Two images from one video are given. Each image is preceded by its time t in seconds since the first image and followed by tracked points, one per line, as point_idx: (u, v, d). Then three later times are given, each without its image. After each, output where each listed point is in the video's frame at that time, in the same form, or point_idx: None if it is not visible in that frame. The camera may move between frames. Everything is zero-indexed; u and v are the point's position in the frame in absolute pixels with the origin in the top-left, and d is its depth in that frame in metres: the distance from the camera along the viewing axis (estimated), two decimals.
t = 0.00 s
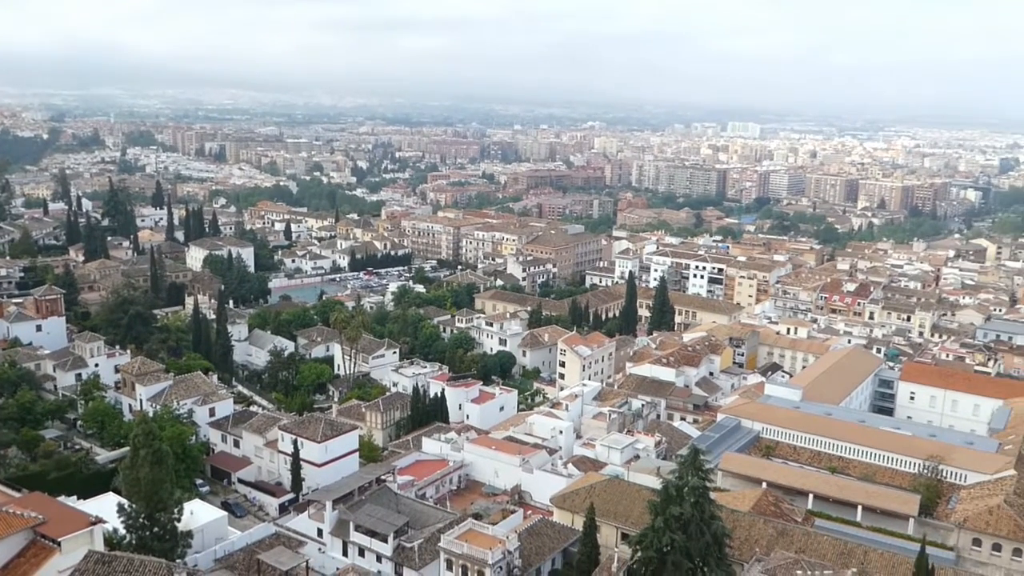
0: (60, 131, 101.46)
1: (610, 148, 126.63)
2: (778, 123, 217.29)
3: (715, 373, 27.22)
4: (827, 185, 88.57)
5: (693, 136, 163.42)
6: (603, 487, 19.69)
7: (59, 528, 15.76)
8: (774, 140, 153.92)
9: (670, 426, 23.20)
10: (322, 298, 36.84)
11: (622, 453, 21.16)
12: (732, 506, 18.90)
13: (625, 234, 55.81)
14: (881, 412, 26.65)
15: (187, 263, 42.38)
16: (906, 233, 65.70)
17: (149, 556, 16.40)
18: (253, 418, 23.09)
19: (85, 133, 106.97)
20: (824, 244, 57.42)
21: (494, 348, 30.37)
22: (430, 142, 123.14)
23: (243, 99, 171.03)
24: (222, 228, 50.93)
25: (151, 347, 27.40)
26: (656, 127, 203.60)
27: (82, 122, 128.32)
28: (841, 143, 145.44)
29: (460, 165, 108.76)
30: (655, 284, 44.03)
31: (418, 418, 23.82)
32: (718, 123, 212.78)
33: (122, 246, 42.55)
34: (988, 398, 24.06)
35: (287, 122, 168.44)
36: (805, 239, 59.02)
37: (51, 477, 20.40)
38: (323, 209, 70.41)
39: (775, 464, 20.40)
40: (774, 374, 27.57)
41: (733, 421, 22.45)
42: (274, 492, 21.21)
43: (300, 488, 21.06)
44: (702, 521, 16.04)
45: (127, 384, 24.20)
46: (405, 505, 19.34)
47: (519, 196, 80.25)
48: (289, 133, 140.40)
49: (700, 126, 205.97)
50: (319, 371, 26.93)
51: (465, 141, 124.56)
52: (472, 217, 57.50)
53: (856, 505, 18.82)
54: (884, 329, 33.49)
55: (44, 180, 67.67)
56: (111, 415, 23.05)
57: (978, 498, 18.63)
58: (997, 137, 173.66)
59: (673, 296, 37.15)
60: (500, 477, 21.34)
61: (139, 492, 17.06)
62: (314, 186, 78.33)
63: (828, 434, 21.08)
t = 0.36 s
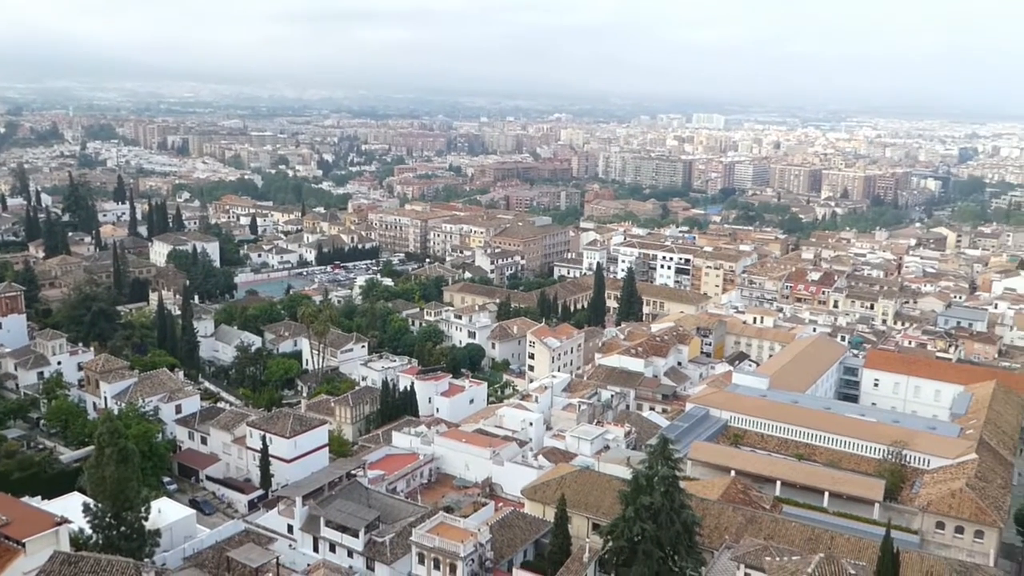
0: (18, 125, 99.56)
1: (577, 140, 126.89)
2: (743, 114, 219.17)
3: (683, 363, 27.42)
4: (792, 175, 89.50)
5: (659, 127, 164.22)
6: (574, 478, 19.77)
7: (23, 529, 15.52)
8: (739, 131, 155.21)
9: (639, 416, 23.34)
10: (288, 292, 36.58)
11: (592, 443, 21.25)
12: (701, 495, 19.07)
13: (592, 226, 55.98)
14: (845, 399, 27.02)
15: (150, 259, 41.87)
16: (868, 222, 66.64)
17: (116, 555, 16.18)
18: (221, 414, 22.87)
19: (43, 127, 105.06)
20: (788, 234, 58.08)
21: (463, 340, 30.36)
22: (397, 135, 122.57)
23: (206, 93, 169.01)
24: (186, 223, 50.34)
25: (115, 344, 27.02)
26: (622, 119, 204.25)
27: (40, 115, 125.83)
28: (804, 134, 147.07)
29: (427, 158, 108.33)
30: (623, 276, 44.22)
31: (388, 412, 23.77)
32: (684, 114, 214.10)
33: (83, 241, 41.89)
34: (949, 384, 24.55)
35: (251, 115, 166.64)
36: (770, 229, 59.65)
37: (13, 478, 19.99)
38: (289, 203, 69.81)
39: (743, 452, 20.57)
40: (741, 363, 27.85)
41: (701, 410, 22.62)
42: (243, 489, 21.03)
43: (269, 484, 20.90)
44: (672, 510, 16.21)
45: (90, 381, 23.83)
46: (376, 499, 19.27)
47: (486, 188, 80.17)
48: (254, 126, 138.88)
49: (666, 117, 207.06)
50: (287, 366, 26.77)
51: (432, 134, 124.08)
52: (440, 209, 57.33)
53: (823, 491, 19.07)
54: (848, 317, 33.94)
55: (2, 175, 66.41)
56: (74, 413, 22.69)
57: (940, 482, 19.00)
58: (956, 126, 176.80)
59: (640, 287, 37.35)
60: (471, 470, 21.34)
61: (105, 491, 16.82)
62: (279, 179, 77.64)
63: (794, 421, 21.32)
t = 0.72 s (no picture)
0: None
1: (552, 135, 127.07)
2: (716, 110, 220.51)
3: (658, 357, 27.54)
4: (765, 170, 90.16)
5: (634, 123, 164.90)
6: (550, 472, 19.81)
7: None
8: (713, 126, 156.10)
9: (615, 410, 23.42)
10: (262, 289, 36.34)
11: (568, 438, 21.30)
12: (676, 488, 19.19)
13: (568, 221, 56.06)
14: (818, 391, 27.28)
15: (122, 255, 41.44)
16: (841, 216, 67.28)
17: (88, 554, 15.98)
18: (194, 411, 22.69)
19: (11, 123, 103.57)
20: (762, 228, 58.49)
21: (439, 336, 30.33)
22: (371, 131, 122.07)
23: (177, 88, 167.46)
24: (157, 220, 49.86)
25: (86, 342, 26.69)
26: (597, 114, 204.83)
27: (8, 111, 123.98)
28: (778, 130, 148.28)
29: (402, 154, 107.93)
30: (598, 270, 44.39)
31: (364, 408, 23.69)
32: (658, 109, 215.06)
33: (53, 238, 41.37)
34: (919, 375, 24.87)
35: (224, 110, 165.30)
36: (744, 223, 60.05)
37: None
38: (262, 199, 69.32)
39: (718, 445, 20.69)
40: (715, 357, 28.04)
41: (676, 404, 22.73)
42: (218, 487, 20.87)
43: (244, 481, 20.76)
44: (648, 503, 16.31)
45: (61, 380, 23.53)
46: (352, 496, 19.19)
47: (461, 183, 80.05)
48: (227, 122, 137.79)
49: (640, 113, 207.76)
50: (261, 363, 26.62)
51: (407, 129, 123.69)
52: (414, 205, 57.15)
53: (796, 483, 19.25)
54: (821, 310, 34.23)
55: None
56: (44, 412, 22.39)
57: (911, 472, 19.27)
58: (926, 122, 179.05)
59: (615, 282, 37.49)
60: (447, 465, 21.32)
61: (76, 489, 16.61)
62: (253, 175, 77.10)
63: (768, 414, 21.51)
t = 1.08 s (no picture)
0: None
1: (515, 131, 127.17)
2: (677, 104, 222.29)
3: (622, 351, 27.67)
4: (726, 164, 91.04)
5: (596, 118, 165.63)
6: (515, 467, 19.81)
7: None
8: (675, 121, 157.20)
9: (580, 404, 23.49)
10: (223, 287, 35.93)
11: (533, 432, 21.33)
12: (641, 480, 19.30)
13: (531, 216, 56.18)
14: (779, 381, 27.62)
15: (77, 254, 40.71)
16: (800, 209, 68.24)
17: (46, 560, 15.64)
18: (155, 412, 22.37)
19: None
20: (723, 222, 59.11)
21: (403, 332, 30.21)
22: (332, 127, 121.15)
23: (132, 84, 164.66)
24: (114, 218, 49.06)
25: (42, 343, 26.16)
26: (559, 109, 205.39)
27: None
28: (738, 124, 149.89)
29: (364, 150, 107.29)
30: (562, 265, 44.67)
31: (328, 406, 23.53)
32: (620, 104, 216.17)
33: (6, 238, 40.50)
34: (878, 365, 25.28)
35: (181, 106, 163.01)
36: (705, 217, 60.62)
37: None
38: (222, 196, 68.51)
39: (681, 437, 20.84)
40: (678, 350, 28.26)
41: (640, 397, 22.84)
42: (179, 489, 20.60)
43: (206, 483, 20.51)
44: (613, 496, 16.38)
45: (16, 382, 23.05)
46: (316, 495, 19.05)
47: (424, 179, 79.77)
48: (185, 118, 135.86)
49: (602, 108, 208.49)
50: (223, 362, 26.40)
51: (368, 125, 122.90)
52: (377, 201, 56.83)
53: (759, 474, 19.48)
54: (781, 303, 34.65)
55: None
56: None
57: (870, 460, 19.58)
58: (882, 116, 182.17)
59: (579, 276, 37.62)
60: (412, 462, 21.26)
61: (33, 494, 16.27)
62: (212, 172, 76.15)
63: (730, 405, 21.71)
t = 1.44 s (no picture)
0: None
1: (469, 126, 127.05)
2: (630, 99, 224.18)
3: (579, 346, 27.82)
4: (679, 158, 92.03)
5: (550, 113, 166.12)
6: (474, 463, 19.82)
7: None
8: (628, 116, 158.34)
9: (538, 399, 23.55)
10: (174, 287, 35.36)
11: (492, 428, 21.36)
12: (599, 473, 19.44)
13: (486, 212, 56.14)
14: (733, 373, 27.99)
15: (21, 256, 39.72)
16: (751, 202, 69.26)
17: None
18: (105, 416, 21.97)
19: None
20: (677, 216, 59.72)
21: (359, 330, 30.04)
22: (283, 123, 119.70)
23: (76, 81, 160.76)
24: (59, 218, 47.94)
25: None
26: (513, 104, 205.63)
27: None
28: (690, 118, 151.58)
29: (317, 146, 106.17)
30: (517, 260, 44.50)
31: (283, 406, 23.33)
32: (574, 99, 217.10)
33: None
34: (829, 355, 25.74)
35: (128, 103, 159.63)
36: (658, 211, 61.16)
37: None
38: (172, 194, 67.35)
39: (638, 430, 21.03)
40: (634, 343, 28.51)
41: (598, 390, 22.98)
42: (132, 493, 20.27)
43: (160, 486, 20.21)
44: (571, 490, 16.55)
45: None
46: (273, 495, 18.87)
47: (378, 176, 79.26)
48: (132, 115, 133.09)
49: (556, 103, 208.78)
50: (175, 363, 26.11)
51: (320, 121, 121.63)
52: (331, 198, 56.38)
53: (715, 464, 19.74)
54: (735, 295, 35.11)
55: None
56: None
57: (823, 449, 19.96)
58: (830, 110, 185.61)
59: (535, 272, 37.75)
60: (371, 461, 21.16)
61: None
62: (161, 170, 74.77)
63: (685, 397, 21.94)
